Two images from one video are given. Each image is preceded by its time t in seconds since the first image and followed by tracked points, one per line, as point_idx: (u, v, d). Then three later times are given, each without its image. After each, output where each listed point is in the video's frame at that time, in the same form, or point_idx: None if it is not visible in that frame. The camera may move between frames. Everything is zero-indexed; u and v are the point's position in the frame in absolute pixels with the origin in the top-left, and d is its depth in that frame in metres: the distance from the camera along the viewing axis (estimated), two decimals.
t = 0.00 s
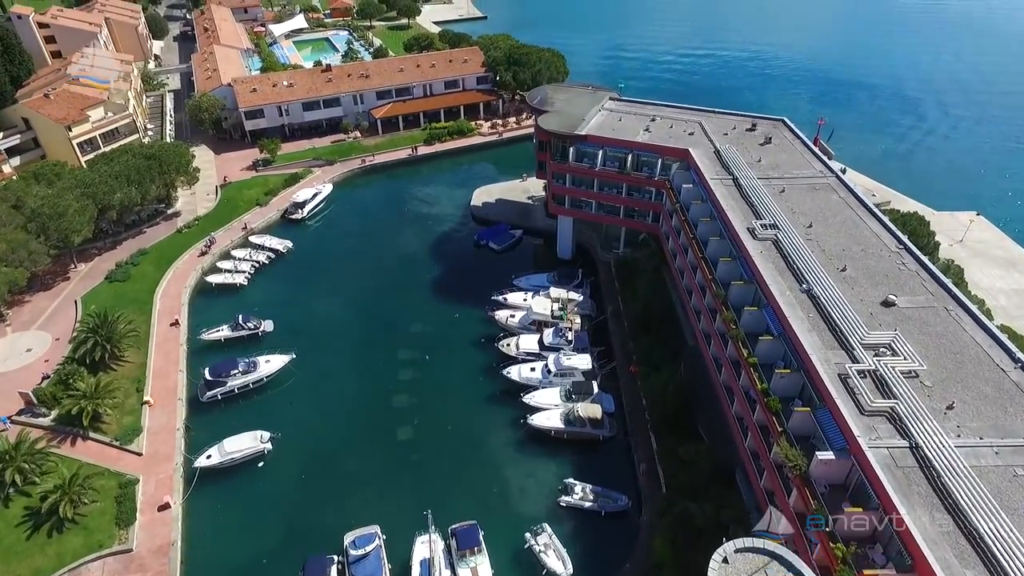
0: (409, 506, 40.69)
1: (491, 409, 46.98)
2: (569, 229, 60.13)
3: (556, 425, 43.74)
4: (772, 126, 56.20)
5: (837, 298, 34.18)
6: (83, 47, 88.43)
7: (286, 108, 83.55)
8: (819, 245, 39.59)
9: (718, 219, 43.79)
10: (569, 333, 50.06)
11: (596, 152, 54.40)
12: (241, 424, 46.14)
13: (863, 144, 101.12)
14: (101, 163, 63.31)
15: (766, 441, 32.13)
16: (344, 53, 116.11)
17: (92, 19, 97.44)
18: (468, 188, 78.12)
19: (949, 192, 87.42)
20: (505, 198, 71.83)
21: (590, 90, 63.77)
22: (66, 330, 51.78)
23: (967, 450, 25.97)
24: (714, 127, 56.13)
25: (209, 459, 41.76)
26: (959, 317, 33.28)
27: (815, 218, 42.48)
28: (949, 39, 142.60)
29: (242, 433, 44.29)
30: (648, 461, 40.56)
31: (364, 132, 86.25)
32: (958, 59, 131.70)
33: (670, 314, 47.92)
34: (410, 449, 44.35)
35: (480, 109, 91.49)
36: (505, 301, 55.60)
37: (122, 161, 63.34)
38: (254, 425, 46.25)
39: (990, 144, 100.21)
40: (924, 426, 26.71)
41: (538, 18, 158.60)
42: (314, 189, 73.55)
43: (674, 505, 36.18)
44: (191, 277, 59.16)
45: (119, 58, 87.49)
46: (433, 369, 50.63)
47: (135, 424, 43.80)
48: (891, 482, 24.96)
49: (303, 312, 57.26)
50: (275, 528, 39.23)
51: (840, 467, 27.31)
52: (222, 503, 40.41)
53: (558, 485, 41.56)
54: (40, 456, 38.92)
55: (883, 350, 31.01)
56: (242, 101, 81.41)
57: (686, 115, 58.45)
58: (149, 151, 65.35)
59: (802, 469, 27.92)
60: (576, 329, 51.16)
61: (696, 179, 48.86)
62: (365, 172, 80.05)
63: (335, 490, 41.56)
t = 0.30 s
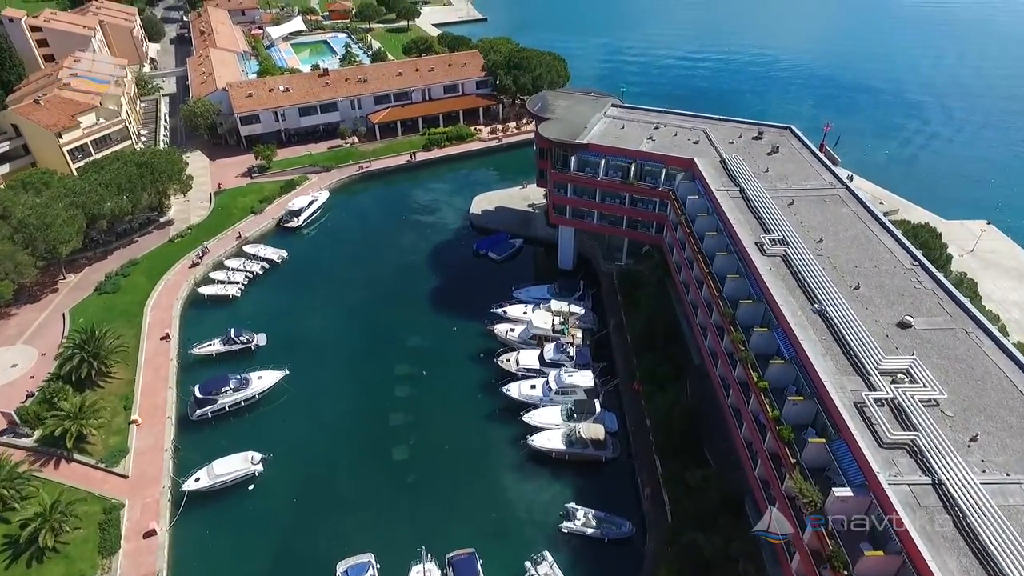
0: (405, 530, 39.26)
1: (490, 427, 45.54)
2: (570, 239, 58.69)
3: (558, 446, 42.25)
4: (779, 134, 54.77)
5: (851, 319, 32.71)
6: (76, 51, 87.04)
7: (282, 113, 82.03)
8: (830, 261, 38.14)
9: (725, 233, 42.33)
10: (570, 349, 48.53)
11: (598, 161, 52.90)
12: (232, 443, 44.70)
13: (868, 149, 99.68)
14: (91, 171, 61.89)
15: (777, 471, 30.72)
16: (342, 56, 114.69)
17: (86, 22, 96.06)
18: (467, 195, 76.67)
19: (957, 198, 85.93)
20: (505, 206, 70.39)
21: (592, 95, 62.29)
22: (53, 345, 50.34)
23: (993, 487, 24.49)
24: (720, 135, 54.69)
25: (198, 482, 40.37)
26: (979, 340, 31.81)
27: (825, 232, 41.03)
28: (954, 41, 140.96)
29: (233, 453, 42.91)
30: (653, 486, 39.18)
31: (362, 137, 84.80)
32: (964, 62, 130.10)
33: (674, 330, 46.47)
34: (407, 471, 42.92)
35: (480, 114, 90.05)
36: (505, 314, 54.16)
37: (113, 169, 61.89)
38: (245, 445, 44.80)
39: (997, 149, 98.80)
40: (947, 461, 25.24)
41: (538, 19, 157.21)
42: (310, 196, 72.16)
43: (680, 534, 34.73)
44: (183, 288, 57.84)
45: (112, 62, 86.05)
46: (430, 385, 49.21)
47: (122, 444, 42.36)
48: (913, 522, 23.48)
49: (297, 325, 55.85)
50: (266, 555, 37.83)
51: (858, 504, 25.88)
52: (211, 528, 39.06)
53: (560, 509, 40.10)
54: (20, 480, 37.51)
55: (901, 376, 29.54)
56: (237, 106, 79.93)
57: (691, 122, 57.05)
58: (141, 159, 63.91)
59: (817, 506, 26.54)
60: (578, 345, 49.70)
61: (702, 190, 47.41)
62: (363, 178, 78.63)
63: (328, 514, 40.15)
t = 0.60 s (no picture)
0: (400, 558, 37.79)
1: (489, 448, 44.07)
2: (571, 250, 57.24)
3: (560, 469, 40.72)
4: (786, 142, 53.30)
5: (868, 343, 31.23)
6: (68, 55, 85.64)
7: (278, 118, 80.55)
8: (843, 279, 36.65)
9: (733, 248, 40.84)
10: (572, 366, 47.00)
11: (600, 171, 51.41)
12: (222, 464, 43.24)
13: (874, 154, 98.22)
14: (81, 179, 60.44)
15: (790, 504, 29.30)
16: (340, 59, 113.32)
17: (80, 25, 94.63)
18: (467, 202, 75.18)
19: (965, 205, 84.49)
20: (506, 214, 68.90)
21: (594, 102, 60.80)
22: (38, 360, 48.89)
23: None
24: (725, 144, 53.22)
25: (185, 507, 38.90)
26: (1002, 365, 30.34)
27: (837, 248, 39.55)
28: (960, 44, 139.42)
29: (223, 476, 41.41)
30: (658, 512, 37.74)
31: (360, 143, 83.30)
32: (969, 65, 128.55)
33: (680, 347, 45.00)
34: (402, 494, 41.46)
35: (479, 120, 88.57)
36: (504, 328, 52.66)
37: (103, 177, 60.43)
38: (236, 466, 43.32)
39: (1004, 154, 97.39)
40: (974, 500, 23.75)
41: (538, 22, 155.83)
42: (306, 204, 70.66)
43: (687, 567, 33.22)
44: (174, 300, 56.40)
45: (105, 66, 84.59)
46: (428, 403, 47.75)
47: (107, 466, 40.90)
48: (940, 569, 22.00)
49: (291, 339, 54.36)
50: None
51: (879, 546, 24.41)
52: (199, 556, 37.61)
53: (562, 535, 38.57)
54: None
55: (921, 406, 28.06)
56: (232, 111, 78.38)
57: (696, 130, 55.60)
58: (132, 167, 62.43)
59: (835, 547, 25.09)
60: (580, 361, 48.19)
61: (708, 202, 45.96)
62: (360, 185, 77.14)
63: (321, 541, 38.66)
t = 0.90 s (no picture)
0: None
1: (488, 470, 42.54)
2: (573, 262, 55.71)
3: (561, 493, 39.18)
4: (795, 151, 51.76)
5: (886, 369, 29.67)
6: (61, 59, 84.16)
7: (274, 124, 78.80)
8: (857, 299, 35.08)
9: (741, 264, 39.30)
10: (574, 384, 45.42)
11: (603, 181, 49.85)
12: (211, 487, 41.78)
13: (881, 159, 96.65)
14: (70, 188, 58.95)
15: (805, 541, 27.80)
16: (338, 62, 111.90)
17: (73, 28, 93.17)
18: (466, 210, 73.70)
19: (974, 211, 82.95)
20: (505, 223, 67.41)
21: (596, 108, 59.26)
22: (23, 377, 47.40)
23: None
24: (732, 153, 51.69)
25: (171, 535, 37.40)
26: None
27: (851, 264, 37.97)
28: (966, 46, 137.78)
29: (211, 501, 39.91)
30: (664, 541, 36.26)
31: (357, 149, 81.77)
32: (977, 68, 126.91)
33: (685, 365, 43.47)
34: (398, 519, 39.94)
35: (479, 125, 87.06)
36: (504, 343, 51.11)
37: (93, 186, 58.93)
38: (225, 489, 41.80)
39: (1013, 158, 95.87)
40: (1005, 546, 22.18)
41: (540, 24, 154.32)
42: (302, 212, 69.15)
43: None
44: (165, 313, 54.90)
45: (98, 70, 83.10)
46: (424, 422, 46.26)
47: (91, 491, 39.40)
48: None
49: (285, 353, 52.84)
50: None
51: None
52: None
53: (563, 564, 37.04)
54: None
55: (944, 439, 26.49)
56: (226, 117, 76.83)
57: (701, 139, 54.08)
58: (123, 175, 60.91)
59: None
60: (582, 379, 46.67)
61: (715, 215, 44.43)
62: (357, 192, 75.63)
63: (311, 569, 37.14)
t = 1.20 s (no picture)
0: None
1: (487, 494, 40.98)
2: (575, 274, 54.11)
3: (563, 521, 37.55)
4: (804, 161, 50.19)
5: (907, 399, 28.10)
6: (53, 63, 82.72)
7: (269, 130, 77.34)
8: (873, 320, 33.50)
9: (750, 282, 37.74)
10: (576, 404, 43.79)
11: (607, 192, 48.27)
12: (198, 513, 40.22)
13: (888, 163, 95.01)
14: (58, 198, 57.39)
15: None
16: (336, 65, 110.52)
17: (66, 31, 91.68)
18: (465, 218, 72.15)
19: (984, 218, 81.36)
20: (505, 232, 65.82)
21: (598, 115, 57.65)
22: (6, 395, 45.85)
23: None
24: (739, 163, 50.11)
25: (156, 565, 35.94)
26: None
27: (866, 283, 36.39)
28: (973, 49, 136.10)
29: (199, 528, 38.42)
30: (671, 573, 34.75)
31: (354, 155, 80.17)
32: (983, 71, 125.34)
33: (692, 385, 41.91)
34: (393, 546, 38.38)
35: (479, 130, 85.49)
36: (504, 359, 49.51)
37: (82, 195, 57.37)
38: (213, 514, 40.28)
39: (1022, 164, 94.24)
40: None
41: (541, 26, 152.91)
42: (297, 220, 67.61)
43: None
44: (155, 327, 53.38)
45: (90, 74, 81.64)
46: (421, 443, 44.71)
47: (73, 517, 37.86)
48: None
49: (278, 368, 51.26)
50: None
51: None
52: None
53: None
54: None
55: (972, 477, 24.88)
56: (221, 123, 75.27)
57: (707, 147, 52.53)
58: (113, 184, 59.33)
59: None
60: (584, 398, 45.09)
61: (723, 229, 42.87)
62: (354, 200, 74.09)
63: None
